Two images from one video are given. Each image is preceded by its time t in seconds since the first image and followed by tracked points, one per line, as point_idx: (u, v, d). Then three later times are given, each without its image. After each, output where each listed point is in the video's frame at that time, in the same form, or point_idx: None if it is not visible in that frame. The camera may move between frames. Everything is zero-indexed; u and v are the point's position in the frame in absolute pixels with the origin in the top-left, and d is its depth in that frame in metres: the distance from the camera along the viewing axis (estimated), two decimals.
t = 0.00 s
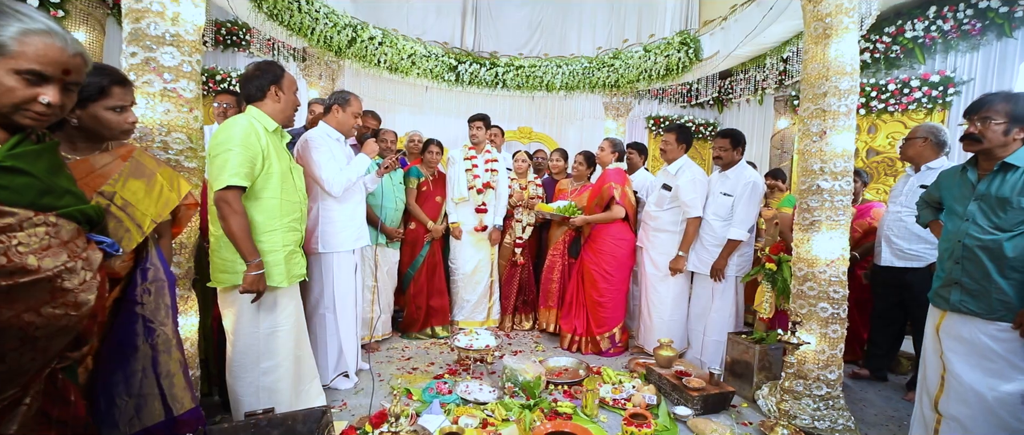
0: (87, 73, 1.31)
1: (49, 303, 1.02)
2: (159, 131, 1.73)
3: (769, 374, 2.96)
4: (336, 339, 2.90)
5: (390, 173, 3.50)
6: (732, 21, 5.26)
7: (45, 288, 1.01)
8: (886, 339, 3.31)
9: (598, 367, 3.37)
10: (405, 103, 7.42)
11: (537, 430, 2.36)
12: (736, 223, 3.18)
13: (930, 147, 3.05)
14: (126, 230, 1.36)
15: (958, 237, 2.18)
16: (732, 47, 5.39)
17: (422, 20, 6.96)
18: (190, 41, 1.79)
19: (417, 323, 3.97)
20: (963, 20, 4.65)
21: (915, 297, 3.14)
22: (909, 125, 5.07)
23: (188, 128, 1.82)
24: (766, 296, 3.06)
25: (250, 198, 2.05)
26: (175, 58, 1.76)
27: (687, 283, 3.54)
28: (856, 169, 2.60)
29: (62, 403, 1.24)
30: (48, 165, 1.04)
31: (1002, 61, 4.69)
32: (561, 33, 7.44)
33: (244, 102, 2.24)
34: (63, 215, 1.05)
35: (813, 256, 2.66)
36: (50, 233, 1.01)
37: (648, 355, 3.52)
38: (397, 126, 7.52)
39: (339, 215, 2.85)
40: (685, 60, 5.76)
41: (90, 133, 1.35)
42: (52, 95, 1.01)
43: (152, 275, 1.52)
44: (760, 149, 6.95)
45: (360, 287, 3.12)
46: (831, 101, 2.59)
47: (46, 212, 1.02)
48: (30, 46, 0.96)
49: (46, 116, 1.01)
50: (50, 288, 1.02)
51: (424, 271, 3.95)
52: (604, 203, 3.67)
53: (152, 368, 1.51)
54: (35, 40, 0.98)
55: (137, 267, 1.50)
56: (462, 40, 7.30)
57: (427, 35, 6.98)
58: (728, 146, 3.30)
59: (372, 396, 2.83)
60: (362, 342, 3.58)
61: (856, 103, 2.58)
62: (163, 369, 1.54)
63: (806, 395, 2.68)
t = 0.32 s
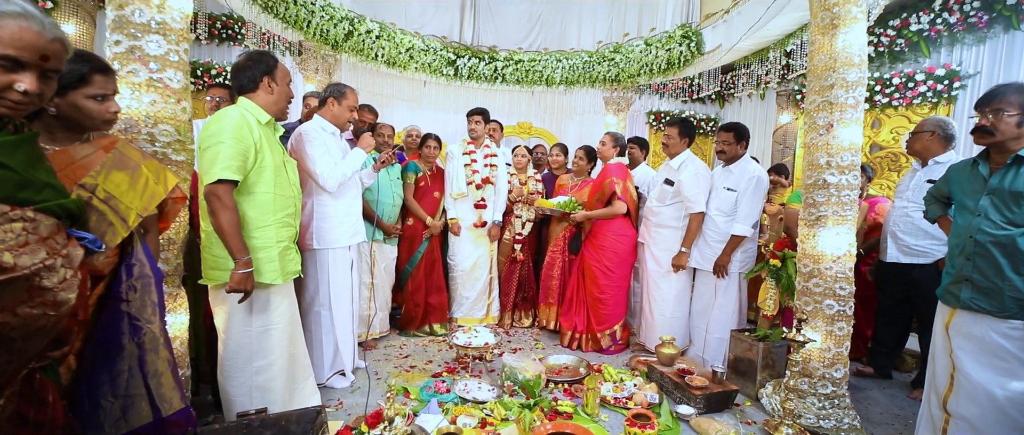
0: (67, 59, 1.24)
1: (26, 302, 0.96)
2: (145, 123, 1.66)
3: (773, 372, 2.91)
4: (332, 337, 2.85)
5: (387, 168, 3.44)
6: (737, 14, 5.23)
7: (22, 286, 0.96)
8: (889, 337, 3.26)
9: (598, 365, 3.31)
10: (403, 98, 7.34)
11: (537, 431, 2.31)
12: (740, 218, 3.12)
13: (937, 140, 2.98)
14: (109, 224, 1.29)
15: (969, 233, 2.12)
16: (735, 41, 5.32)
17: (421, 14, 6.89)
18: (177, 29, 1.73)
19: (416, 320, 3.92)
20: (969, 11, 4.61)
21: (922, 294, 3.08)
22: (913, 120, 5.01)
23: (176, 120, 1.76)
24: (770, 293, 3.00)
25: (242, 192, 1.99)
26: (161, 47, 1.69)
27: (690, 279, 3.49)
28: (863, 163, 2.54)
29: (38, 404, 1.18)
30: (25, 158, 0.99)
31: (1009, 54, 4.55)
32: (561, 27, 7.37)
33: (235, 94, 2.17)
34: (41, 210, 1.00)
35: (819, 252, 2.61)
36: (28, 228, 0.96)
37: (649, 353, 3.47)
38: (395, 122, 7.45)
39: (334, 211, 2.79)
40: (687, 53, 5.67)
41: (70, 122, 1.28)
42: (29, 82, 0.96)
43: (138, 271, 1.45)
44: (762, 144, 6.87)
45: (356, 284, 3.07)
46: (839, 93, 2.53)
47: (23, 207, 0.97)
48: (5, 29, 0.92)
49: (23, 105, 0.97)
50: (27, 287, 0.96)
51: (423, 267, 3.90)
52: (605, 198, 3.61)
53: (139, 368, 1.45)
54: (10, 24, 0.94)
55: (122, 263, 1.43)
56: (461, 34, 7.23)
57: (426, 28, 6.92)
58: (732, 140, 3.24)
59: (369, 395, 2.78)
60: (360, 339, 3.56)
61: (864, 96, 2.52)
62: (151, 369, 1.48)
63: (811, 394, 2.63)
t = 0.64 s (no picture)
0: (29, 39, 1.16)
1: None
2: (123, 111, 1.59)
3: (772, 372, 2.85)
4: (322, 335, 2.78)
5: (380, 162, 3.36)
6: (737, 7, 5.09)
7: None
8: (889, 336, 3.20)
9: (595, 364, 3.26)
10: (397, 91, 7.24)
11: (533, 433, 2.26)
12: (741, 216, 3.07)
13: (940, 138, 2.91)
14: (81, 217, 1.22)
15: (975, 232, 2.06)
16: (735, 35, 5.25)
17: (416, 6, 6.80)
18: (156, 14, 1.66)
19: (410, 318, 3.85)
20: (972, 8, 4.59)
21: (924, 293, 2.98)
22: (913, 118, 4.95)
23: (156, 109, 1.69)
24: (771, 291, 2.93)
25: (228, 186, 1.90)
26: (139, 31, 1.62)
27: (688, 277, 3.43)
28: (867, 160, 2.49)
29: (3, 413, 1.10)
30: None
31: (1011, 49, 4.45)
32: (559, 22, 7.26)
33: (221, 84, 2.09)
34: (8, 204, 0.96)
35: (821, 251, 2.53)
36: None
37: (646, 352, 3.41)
38: (389, 116, 7.34)
39: (325, 206, 2.71)
40: (687, 48, 5.60)
41: (35, 108, 1.20)
42: None
43: (114, 268, 1.38)
44: (761, 141, 6.80)
45: (348, 281, 2.99)
46: (844, 88, 2.47)
47: None
48: None
49: None
50: None
51: (417, 264, 3.83)
52: (604, 194, 3.54)
53: (115, 368, 1.40)
54: None
55: (96, 258, 1.35)
56: (457, 27, 7.14)
57: (422, 22, 6.85)
58: (733, 136, 3.18)
59: (360, 396, 2.71)
60: (352, 338, 3.49)
61: (869, 90, 2.45)
62: (127, 370, 1.43)
63: (811, 394, 2.55)
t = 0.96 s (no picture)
0: None
1: None
2: (99, 107, 1.54)
3: (774, 376, 2.78)
4: (313, 340, 2.70)
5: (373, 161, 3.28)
6: (736, 6, 5.11)
7: None
8: (892, 338, 3.09)
9: (594, 368, 3.19)
10: (392, 89, 7.16)
11: None
12: (742, 217, 3.00)
13: (944, 137, 2.81)
14: (49, 217, 1.15)
15: (985, 234, 2.00)
16: (734, 34, 5.19)
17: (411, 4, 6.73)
18: (134, 4, 1.61)
19: (404, 321, 3.77)
20: (971, 7, 4.44)
21: (928, 295, 2.89)
22: (913, 118, 4.90)
23: (134, 105, 1.64)
24: (773, 294, 2.85)
25: (212, 186, 1.82)
26: (115, 22, 1.57)
27: (689, 279, 3.36)
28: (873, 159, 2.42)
29: None
30: None
31: (1011, 50, 4.32)
32: (556, 20, 7.16)
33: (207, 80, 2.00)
34: None
35: (827, 253, 2.45)
36: None
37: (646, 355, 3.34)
38: (384, 114, 7.26)
39: (315, 207, 2.64)
40: (685, 47, 5.56)
41: None
42: None
43: (87, 272, 1.30)
44: (760, 140, 6.73)
45: (340, 283, 2.91)
46: (848, 85, 2.40)
47: None
48: None
49: None
50: None
51: (411, 266, 3.74)
52: (603, 194, 3.48)
53: (89, 378, 1.32)
54: None
55: (68, 261, 1.27)
56: (454, 25, 7.08)
57: (418, 20, 6.81)
58: (735, 135, 3.12)
59: (352, 403, 2.64)
60: (346, 341, 3.42)
61: (875, 88, 2.39)
62: (103, 380, 1.34)
63: (816, 399, 2.46)
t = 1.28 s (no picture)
0: None
1: None
2: (80, 104, 1.49)
3: (779, 379, 2.73)
4: (308, 343, 2.64)
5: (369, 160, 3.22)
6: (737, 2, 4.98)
7: None
8: (898, 339, 3.03)
9: (595, 370, 3.14)
10: (390, 88, 7.11)
11: None
12: (746, 216, 2.95)
13: (952, 135, 2.75)
14: (22, 217, 1.09)
15: (999, 233, 1.95)
16: (736, 31, 5.12)
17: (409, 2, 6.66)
18: None
19: (402, 323, 3.71)
20: (976, 3, 4.36)
21: (935, 297, 2.81)
22: (916, 116, 4.85)
23: (118, 102, 1.59)
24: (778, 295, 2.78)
25: (201, 186, 1.75)
26: (96, 16, 1.52)
27: (691, 280, 3.31)
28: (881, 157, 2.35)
29: None
30: None
31: (1017, 47, 4.24)
32: (555, 18, 7.09)
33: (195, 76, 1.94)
34: None
35: (834, 253, 2.38)
36: None
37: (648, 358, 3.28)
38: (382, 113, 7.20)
39: (310, 207, 2.58)
40: (687, 44, 5.50)
41: None
42: None
43: (67, 274, 1.24)
44: (762, 139, 6.65)
45: (335, 285, 2.85)
46: (856, 82, 2.33)
47: None
48: None
49: None
50: None
51: (409, 266, 3.69)
52: (604, 194, 3.42)
53: (73, 385, 1.26)
54: None
55: (47, 264, 1.21)
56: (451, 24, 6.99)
57: (415, 18, 6.78)
58: (738, 133, 3.06)
59: (347, 407, 2.58)
60: (342, 344, 3.36)
61: (883, 84, 2.33)
62: (87, 388, 1.29)
63: (822, 403, 2.40)
